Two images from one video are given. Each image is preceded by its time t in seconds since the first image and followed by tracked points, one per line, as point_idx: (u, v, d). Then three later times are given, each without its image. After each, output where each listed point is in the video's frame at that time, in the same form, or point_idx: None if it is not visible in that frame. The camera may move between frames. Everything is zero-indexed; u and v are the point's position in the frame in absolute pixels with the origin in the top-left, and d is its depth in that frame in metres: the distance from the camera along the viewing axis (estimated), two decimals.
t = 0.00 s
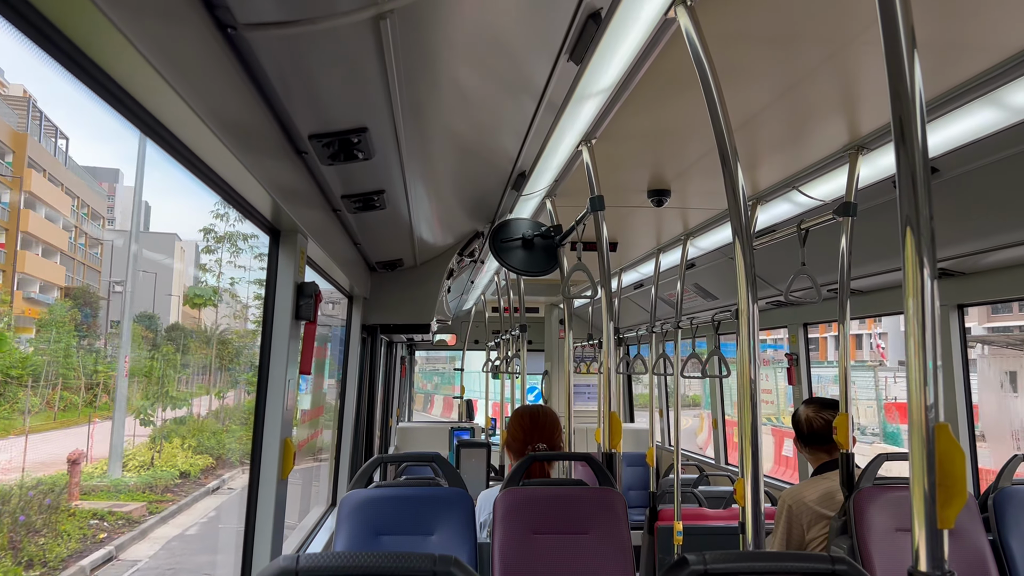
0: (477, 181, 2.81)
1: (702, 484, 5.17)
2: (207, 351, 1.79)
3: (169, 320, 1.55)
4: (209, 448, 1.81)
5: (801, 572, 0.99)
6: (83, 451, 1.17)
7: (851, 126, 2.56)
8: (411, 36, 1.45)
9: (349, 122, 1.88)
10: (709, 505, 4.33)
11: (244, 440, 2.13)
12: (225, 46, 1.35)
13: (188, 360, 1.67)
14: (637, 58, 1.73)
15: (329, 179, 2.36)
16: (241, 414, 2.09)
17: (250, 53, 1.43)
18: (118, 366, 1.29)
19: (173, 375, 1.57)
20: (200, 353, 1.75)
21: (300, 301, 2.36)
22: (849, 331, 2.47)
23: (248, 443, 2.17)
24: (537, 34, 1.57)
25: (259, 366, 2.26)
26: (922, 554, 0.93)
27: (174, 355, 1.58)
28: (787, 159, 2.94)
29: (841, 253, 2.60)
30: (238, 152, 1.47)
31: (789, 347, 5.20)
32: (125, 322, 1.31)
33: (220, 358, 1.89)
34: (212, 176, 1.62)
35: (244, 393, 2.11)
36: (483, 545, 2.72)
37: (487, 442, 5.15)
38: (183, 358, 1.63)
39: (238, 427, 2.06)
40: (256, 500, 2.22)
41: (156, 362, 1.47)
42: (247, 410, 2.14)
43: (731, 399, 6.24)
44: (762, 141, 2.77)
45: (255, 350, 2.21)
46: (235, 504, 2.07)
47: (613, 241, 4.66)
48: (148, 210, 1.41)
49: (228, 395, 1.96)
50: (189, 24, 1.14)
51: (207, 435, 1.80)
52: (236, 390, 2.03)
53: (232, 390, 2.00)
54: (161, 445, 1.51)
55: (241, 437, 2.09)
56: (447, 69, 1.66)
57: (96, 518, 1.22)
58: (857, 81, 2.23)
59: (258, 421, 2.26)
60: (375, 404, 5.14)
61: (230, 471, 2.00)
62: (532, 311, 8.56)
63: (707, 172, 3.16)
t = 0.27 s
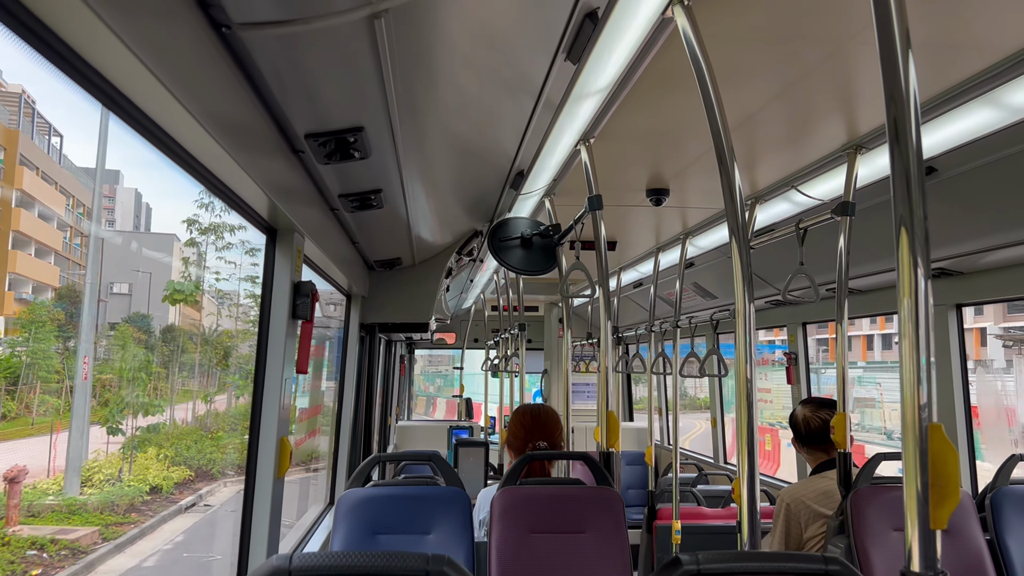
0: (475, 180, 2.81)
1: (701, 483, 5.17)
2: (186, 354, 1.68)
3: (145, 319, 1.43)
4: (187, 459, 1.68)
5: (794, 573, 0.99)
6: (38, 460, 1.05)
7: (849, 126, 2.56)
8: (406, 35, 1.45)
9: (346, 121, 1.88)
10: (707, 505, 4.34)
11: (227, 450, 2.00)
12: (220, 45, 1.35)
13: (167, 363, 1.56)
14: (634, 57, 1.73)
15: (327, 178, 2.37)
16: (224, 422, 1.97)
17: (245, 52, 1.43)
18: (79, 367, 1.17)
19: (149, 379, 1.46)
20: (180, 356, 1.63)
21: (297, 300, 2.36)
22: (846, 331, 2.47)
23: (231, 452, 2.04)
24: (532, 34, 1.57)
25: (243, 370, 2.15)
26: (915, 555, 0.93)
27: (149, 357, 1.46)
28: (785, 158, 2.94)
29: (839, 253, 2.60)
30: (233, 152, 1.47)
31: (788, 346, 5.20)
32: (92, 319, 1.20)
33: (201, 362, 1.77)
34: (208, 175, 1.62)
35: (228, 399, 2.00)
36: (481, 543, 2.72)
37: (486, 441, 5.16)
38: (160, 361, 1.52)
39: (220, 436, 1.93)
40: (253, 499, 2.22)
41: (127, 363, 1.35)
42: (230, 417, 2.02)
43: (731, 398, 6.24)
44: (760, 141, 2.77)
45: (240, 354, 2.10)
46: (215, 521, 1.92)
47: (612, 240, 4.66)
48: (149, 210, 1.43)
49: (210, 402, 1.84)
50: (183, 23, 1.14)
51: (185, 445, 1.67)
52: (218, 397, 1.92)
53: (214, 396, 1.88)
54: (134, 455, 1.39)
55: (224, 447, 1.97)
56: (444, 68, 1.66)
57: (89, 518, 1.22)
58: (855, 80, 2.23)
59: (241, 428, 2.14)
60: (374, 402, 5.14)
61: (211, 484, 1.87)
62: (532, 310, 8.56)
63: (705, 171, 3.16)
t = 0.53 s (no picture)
0: (471, 179, 2.81)
1: (700, 481, 5.17)
2: (161, 355, 1.55)
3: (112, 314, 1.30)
4: (161, 471, 1.54)
5: (788, 569, 0.99)
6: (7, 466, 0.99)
7: (845, 122, 2.55)
8: (399, 35, 1.45)
9: (340, 121, 1.88)
10: (706, 502, 4.34)
11: (206, 460, 1.87)
12: (212, 46, 1.34)
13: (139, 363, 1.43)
14: (628, 55, 1.73)
15: (322, 179, 2.37)
16: (205, 430, 1.84)
17: (238, 53, 1.43)
18: (52, 368, 1.10)
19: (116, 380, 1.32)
20: (153, 358, 1.51)
21: (294, 300, 2.36)
22: (843, 328, 2.47)
23: (213, 462, 1.91)
24: (526, 33, 1.57)
25: (226, 375, 2.02)
26: (908, 550, 0.93)
27: (116, 355, 1.33)
28: (781, 155, 2.93)
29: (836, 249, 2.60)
30: (227, 153, 1.47)
31: (787, 343, 5.20)
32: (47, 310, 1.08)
33: (176, 365, 1.64)
34: (203, 177, 1.62)
35: (208, 406, 1.87)
36: (479, 542, 2.73)
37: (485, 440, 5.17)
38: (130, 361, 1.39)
39: (198, 446, 1.80)
40: (250, 500, 2.22)
41: (108, 364, 1.29)
42: (210, 425, 1.89)
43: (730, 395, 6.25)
44: (756, 138, 2.77)
45: (221, 358, 1.97)
46: (190, 539, 1.77)
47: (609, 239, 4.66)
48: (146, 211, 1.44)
49: (187, 408, 1.71)
50: (174, 25, 1.14)
51: (160, 455, 1.54)
52: (197, 404, 1.79)
53: (192, 402, 1.75)
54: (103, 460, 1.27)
55: (203, 457, 1.83)
56: (437, 68, 1.66)
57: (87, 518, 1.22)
58: (849, 76, 2.23)
59: (223, 437, 2.01)
60: (373, 402, 5.14)
61: (187, 498, 1.73)
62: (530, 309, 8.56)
63: (701, 168, 3.16)
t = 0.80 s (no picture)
0: (473, 180, 2.81)
1: (702, 480, 5.18)
2: (150, 356, 1.45)
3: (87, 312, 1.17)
4: (131, 484, 1.35)
5: (799, 566, 0.99)
6: (18, 466, 0.98)
7: (846, 120, 2.56)
8: (404, 35, 1.45)
9: (343, 122, 1.88)
10: (709, 501, 4.34)
11: (188, 469, 1.69)
12: (218, 48, 1.34)
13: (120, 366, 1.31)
14: (632, 54, 1.73)
15: (325, 180, 2.37)
16: (191, 436, 1.70)
17: (243, 54, 1.43)
18: (59, 369, 1.09)
19: (88, 385, 1.18)
20: (140, 360, 1.40)
21: (298, 302, 2.36)
22: (846, 325, 2.47)
23: (207, 468, 1.82)
24: (530, 32, 1.57)
25: (215, 376, 1.88)
26: (919, 546, 0.93)
27: (122, 357, 1.32)
28: (782, 154, 2.94)
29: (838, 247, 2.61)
30: (233, 154, 1.47)
31: (787, 341, 5.21)
32: (31, 310, 1.01)
33: (163, 366, 1.52)
34: (208, 178, 1.62)
35: (196, 410, 1.73)
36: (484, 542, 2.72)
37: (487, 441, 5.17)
38: (108, 365, 1.26)
39: (181, 454, 1.63)
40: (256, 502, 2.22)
41: (114, 366, 1.28)
42: (200, 430, 1.75)
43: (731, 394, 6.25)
44: (758, 137, 2.77)
45: (212, 359, 1.85)
46: (179, 555, 1.63)
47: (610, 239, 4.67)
48: (153, 213, 1.44)
49: (172, 412, 1.58)
50: (181, 26, 1.14)
51: (136, 464, 1.38)
52: (182, 408, 1.65)
53: (180, 408, 1.64)
54: (102, 464, 1.23)
55: (186, 463, 1.67)
56: (441, 68, 1.66)
57: (94, 519, 1.21)
58: (851, 74, 2.23)
59: (213, 442, 1.85)
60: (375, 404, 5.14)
61: (164, 515, 1.53)
62: (530, 309, 8.56)
63: (703, 167, 3.16)
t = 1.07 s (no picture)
0: (477, 184, 2.81)
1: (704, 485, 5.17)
2: (142, 356, 1.39)
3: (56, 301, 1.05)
4: (95, 502, 1.19)
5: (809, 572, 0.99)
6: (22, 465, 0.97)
7: (850, 125, 2.57)
8: (412, 38, 1.45)
9: (350, 125, 1.88)
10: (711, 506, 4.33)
11: (163, 483, 1.51)
12: (227, 50, 1.35)
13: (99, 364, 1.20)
14: (638, 58, 1.73)
15: (329, 183, 2.37)
16: (171, 443, 1.55)
17: (251, 57, 1.43)
18: (63, 368, 1.08)
19: (58, 386, 1.06)
20: (134, 360, 1.35)
21: (302, 305, 2.36)
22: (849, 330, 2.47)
23: (212, 471, 1.81)
24: (537, 36, 1.57)
25: (209, 378, 1.80)
26: (929, 551, 0.93)
27: (126, 358, 1.31)
28: (786, 159, 2.94)
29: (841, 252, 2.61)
30: (240, 157, 1.47)
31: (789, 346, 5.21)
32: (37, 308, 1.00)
33: (159, 367, 1.47)
34: (214, 181, 1.63)
35: (189, 414, 1.64)
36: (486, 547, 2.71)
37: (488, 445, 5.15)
38: (83, 362, 1.14)
39: (171, 461, 1.54)
40: (259, 506, 2.21)
41: (118, 366, 1.28)
42: (193, 434, 1.67)
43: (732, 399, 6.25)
44: (761, 142, 2.78)
45: (196, 359, 1.71)
46: (182, 559, 1.62)
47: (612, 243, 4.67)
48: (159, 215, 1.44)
49: (152, 418, 1.44)
50: (191, 28, 1.14)
51: (105, 477, 1.22)
52: (163, 414, 1.50)
53: (177, 407, 1.58)
54: (103, 465, 1.21)
55: (163, 473, 1.51)
56: (448, 71, 1.66)
57: (93, 520, 1.19)
58: (855, 79, 2.24)
59: (207, 447, 1.77)
60: (376, 408, 5.13)
61: (127, 540, 1.32)
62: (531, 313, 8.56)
63: (706, 172, 3.17)
